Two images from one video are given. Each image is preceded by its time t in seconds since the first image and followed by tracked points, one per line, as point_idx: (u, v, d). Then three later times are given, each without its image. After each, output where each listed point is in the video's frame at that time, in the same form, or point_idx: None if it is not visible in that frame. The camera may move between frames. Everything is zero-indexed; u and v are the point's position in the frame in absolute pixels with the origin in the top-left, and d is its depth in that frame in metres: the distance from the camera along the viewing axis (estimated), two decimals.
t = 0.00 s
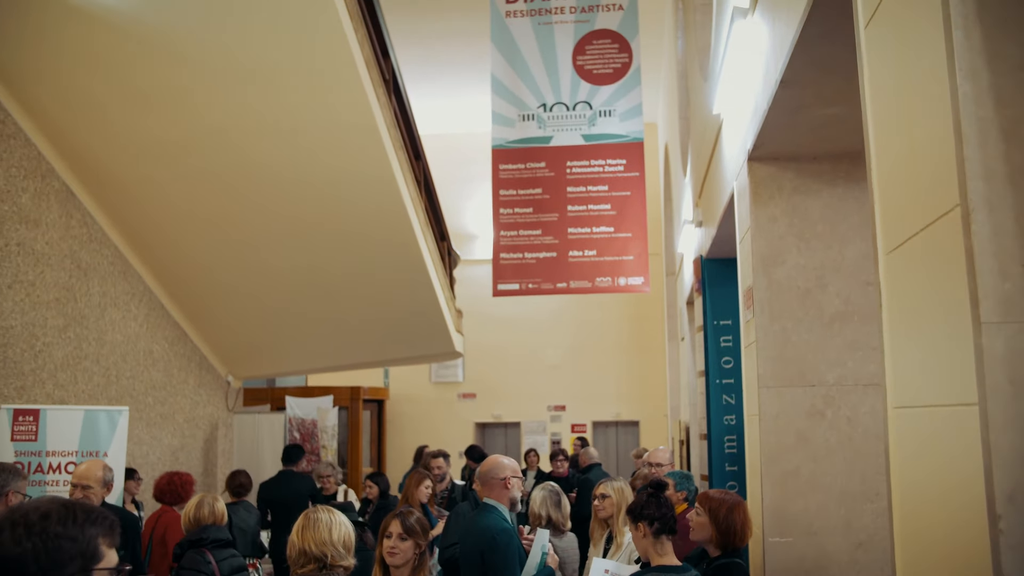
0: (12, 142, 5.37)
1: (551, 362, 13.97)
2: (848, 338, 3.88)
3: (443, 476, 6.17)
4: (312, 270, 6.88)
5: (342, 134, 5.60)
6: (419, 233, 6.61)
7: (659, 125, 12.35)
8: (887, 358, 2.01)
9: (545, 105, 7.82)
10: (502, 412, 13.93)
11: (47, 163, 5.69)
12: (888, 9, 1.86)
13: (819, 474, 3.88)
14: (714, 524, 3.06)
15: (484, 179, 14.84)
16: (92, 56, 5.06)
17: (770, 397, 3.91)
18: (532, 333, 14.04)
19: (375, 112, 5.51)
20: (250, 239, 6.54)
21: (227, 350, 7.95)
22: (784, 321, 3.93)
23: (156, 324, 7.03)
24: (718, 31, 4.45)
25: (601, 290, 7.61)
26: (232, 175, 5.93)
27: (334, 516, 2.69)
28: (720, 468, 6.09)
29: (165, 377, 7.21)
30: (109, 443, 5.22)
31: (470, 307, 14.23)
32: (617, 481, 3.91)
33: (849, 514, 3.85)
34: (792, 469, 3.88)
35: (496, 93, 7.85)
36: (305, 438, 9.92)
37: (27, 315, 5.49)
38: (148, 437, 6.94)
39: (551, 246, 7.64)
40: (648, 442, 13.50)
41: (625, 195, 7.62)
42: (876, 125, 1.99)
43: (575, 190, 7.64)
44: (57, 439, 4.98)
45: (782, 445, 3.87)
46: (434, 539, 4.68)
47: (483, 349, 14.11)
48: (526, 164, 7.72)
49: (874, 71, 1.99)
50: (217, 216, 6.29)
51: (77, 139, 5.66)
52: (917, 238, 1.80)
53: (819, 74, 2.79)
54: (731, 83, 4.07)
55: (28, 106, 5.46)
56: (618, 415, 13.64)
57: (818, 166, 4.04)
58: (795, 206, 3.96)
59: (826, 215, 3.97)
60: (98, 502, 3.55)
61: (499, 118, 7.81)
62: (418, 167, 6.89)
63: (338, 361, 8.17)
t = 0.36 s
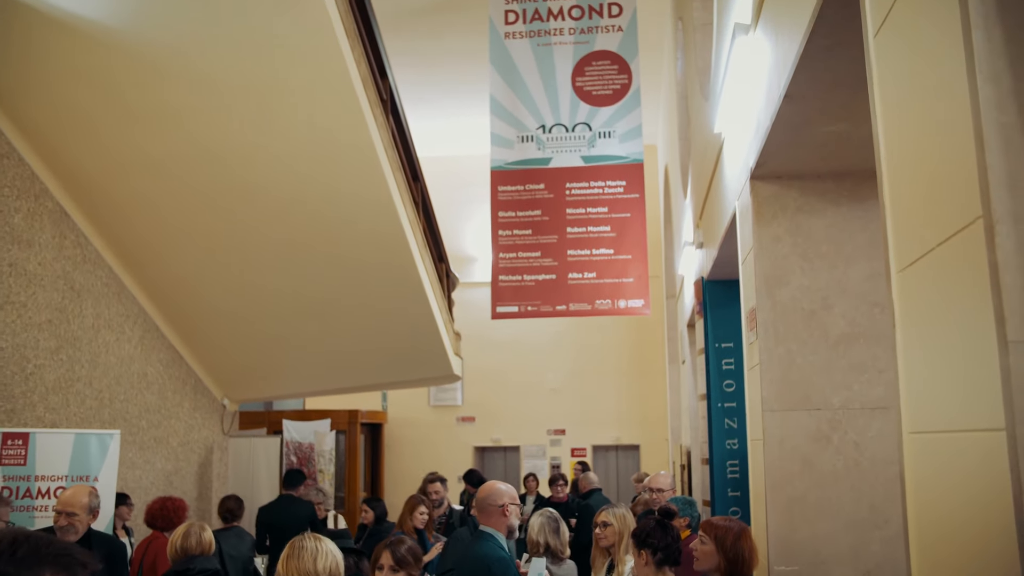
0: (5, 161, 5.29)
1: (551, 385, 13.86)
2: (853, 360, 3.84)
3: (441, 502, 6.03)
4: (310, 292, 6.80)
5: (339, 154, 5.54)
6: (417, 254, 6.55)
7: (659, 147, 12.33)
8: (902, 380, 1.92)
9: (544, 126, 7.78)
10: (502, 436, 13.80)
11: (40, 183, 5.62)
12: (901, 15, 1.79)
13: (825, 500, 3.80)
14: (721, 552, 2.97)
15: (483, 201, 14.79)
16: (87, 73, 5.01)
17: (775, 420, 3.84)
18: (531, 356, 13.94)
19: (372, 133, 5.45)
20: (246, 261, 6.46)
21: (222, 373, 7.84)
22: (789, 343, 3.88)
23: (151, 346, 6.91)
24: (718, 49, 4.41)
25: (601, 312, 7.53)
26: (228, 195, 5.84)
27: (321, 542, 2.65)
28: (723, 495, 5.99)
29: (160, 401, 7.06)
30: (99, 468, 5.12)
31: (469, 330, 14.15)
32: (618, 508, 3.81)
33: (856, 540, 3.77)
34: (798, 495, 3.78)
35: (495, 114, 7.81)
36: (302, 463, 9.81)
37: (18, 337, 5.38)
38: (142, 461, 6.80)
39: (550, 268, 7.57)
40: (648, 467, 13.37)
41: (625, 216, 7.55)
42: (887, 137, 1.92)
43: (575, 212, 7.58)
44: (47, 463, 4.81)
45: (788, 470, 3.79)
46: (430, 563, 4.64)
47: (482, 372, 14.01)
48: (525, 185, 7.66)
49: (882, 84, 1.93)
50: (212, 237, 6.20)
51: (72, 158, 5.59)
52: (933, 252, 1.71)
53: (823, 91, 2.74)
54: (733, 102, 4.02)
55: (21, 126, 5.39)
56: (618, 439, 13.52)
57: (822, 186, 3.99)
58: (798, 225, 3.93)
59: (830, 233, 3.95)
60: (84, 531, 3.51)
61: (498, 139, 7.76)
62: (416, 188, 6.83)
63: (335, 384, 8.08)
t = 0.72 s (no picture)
0: None
1: (551, 409, 13.74)
2: (860, 382, 3.78)
3: (438, 528, 5.92)
4: (307, 314, 6.72)
5: (335, 175, 5.48)
6: (414, 276, 6.48)
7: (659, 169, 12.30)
8: (915, 402, 1.85)
9: (543, 147, 7.73)
10: (501, 461, 13.67)
11: (34, 203, 5.54)
12: (914, 19, 1.71)
13: (832, 526, 3.72)
14: None
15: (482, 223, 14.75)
16: (81, 93, 4.93)
17: (780, 444, 3.78)
18: (531, 379, 13.84)
19: (370, 154, 5.39)
20: (242, 283, 6.38)
21: (218, 397, 7.74)
22: (794, 365, 3.83)
23: (145, 369, 6.81)
24: (720, 67, 4.36)
25: (601, 335, 7.43)
26: (224, 216, 5.76)
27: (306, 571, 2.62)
28: (726, 520, 5.88)
29: (154, 425, 6.95)
30: (89, 492, 4.96)
31: (469, 353, 14.06)
32: (621, 534, 3.72)
33: (864, 568, 3.68)
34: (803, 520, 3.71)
35: (494, 135, 7.78)
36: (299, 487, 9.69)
37: (9, 358, 5.29)
38: (135, 486, 6.68)
39: (549, 290, 7.50)
40: (649, 491, 13.23)
41: (625, 238, 7.47)
42: (898, 149, 1.86)
43: (574, 234, 7.51)
44: (35, 487, 4.65)
45: (793, 495, 3.72)
46: None
47: (481, 396, 13.90)
48: (525, 207, 7.60)
49: (891, 95, 1.87)
50: (208, 258, 6.11)
51: (66, 177, 5.51)
52: (950, 267, 1.63)
53: (829, 105, 2.69)
54: (734, 119, 3.97)
55: (14, 145, 5.32)
56: (618, 464, 13.38)
57: (826, 205, 3.95)
58: (802, 244, 3.89)
59: (835, 252, 3.91)
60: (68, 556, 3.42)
61: (497, 160, 7.71)
62: (414, 210, 6.77)
63: (333, 408, 7.99)
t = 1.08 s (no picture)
0: None
1: (550, 432, 13.63)
2: (867, 403, 3.72)
3: (436, 553, 5.80)
4: (304, 336, 6.64)
5: (332, 196, 5.41)
6: (413, 298, 6.41)
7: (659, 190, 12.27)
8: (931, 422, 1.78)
9: (543, 167, 7.67)
10: (501, 484, 13.54)
11: (27, 222, 5.41)
12: (930, 22, 1.64)
13: (839, 550, 3.65)
14: None
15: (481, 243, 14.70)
16: (78, 110, 4.82)
17: (787, 467, 3.72)
18: (531, 402, 13.74)
19: (367, 175, 5.32)
20: (238, 304, 6.29)
21: (214, 419, 7.64)
22: (800, 386, 3.77)
23: (139, 391, 6.69)
24: (722, 83, 4.32)
25: (602, 357, 7.33)
26: (221, 237, 5.68)
27: None
28: (729, 545, 5.78)
29: (148, 448, 6.84)
30: (79, 517, 4.83)
31: (468, 375, 13.96)
32: (623, 560, 3.62)
33: None
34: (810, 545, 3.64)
35: (494, 156, 7.73)
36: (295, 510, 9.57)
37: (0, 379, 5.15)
38: (128, 510, 6.56)
39: (548, 311, 7.42)
40: (649, 516, 13.09)
41: (625, 259, 7.40)
42: (911, 160, 1.80)
43: (574, 254, 7.43)
44: (23, 510, 4.52)
45: (799, 520, 3.65)
46: None
47: (481, 418, 13.79)
48: (524, 228, 7.54)
49: (903, 105, 1.82)
50: (203, 279, 6.03)
51: (60, 196, 5.40)
52: (971, 280, 1.54)
53: (836, 119, 2.65)
54: (738, 137, 3.92)
55: (7, 162, 5.19)
56: (619, 487, 13.25)
57: (832, 222, 3.89)
58: (808, 263, 3.84)
59: (841, 270, 3.86)
60: None
61: (496, 181, 7.66)
62: (413, 230, 6.71)
63: (330, 430, 7.90)
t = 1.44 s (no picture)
0: None
1: (550, 454, 13.52)
2: (875, 424, 3.65)
3: None
4: (301, 356, 6.57)
5: (330, 215, 5.35)
6: (411, 318, 6.34)
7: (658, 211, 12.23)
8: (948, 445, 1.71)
9: (542, 187, 7.63)
10: (500, 507, 13.40)
11: (20, 240, 5.36)
12: (944, 25, 1.57)
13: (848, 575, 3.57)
14: None
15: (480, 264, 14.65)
16: (73, 128, 4.76)
17: (793, 490, 3.65)
18: (530, 423, 13.63)
19: (366, 194, 5.26)
20: (233, 324, 6.22)
21: (209, 441, 7.54)
22: (805, 407, 3.70)
23: (133, 412, 6.60)
24: (724, 98, 4.28)
25: (602, 378, 7.25)
26: (216, 256, 5.61)
27: None
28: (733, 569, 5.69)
29: (142, 469, 6.73)
30: (70, 540, 4.69)
31: (466, 396, 13.87)
32: None
33: None
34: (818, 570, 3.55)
35: (493, 175, 7.68)
36: (292, 533, 9.47)
37: None
38: (120, 533, 6.44)
39: (548, 331, 7.35)
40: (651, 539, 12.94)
41: (625, 279, 7.33)
42: (924, 170, 1.74)
43: (574, 274, 7.37)
44: (12, 533, 4.44)
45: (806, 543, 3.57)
46: None
47: (480, 440, 13.68)
48: (524, 247, 7.48)
49: (916, 113, 1.76)
50: (199, 298, 5.95)
51: (54, 215, 5.33)
52: (993, 294, 1.46)
53: (845, 130, 2.60)
54: (742, 153, 3.87)
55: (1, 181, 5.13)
56: (620, 510, 13.11)
57: (837, 238, 3.84)
58: (814, 280, 3.79)
59: (847, 288, 3.80)
60: None
61: (496, 201, 7.62)
62: (411, 250, 6.65)
63: (327, 451, 7.80)
